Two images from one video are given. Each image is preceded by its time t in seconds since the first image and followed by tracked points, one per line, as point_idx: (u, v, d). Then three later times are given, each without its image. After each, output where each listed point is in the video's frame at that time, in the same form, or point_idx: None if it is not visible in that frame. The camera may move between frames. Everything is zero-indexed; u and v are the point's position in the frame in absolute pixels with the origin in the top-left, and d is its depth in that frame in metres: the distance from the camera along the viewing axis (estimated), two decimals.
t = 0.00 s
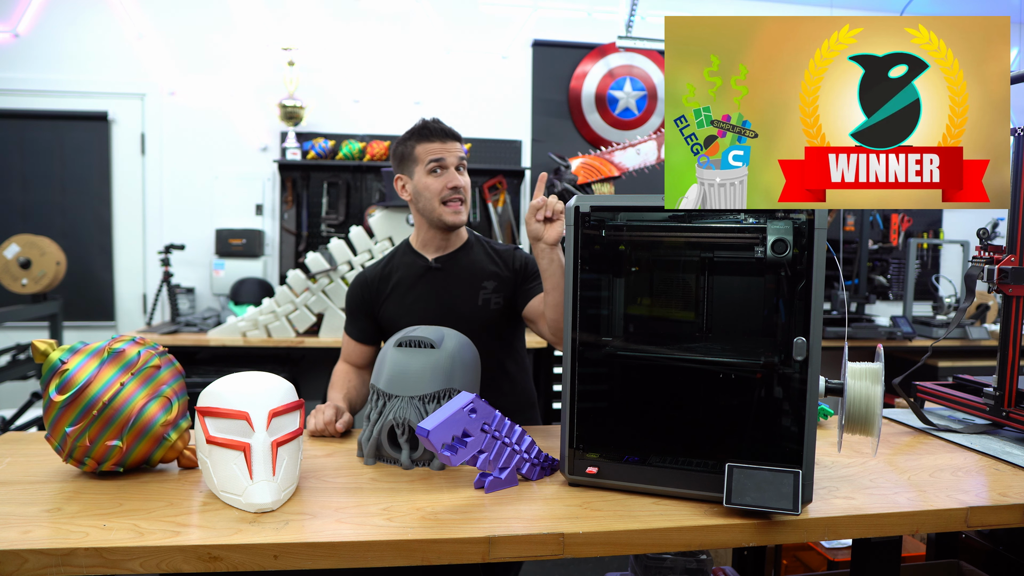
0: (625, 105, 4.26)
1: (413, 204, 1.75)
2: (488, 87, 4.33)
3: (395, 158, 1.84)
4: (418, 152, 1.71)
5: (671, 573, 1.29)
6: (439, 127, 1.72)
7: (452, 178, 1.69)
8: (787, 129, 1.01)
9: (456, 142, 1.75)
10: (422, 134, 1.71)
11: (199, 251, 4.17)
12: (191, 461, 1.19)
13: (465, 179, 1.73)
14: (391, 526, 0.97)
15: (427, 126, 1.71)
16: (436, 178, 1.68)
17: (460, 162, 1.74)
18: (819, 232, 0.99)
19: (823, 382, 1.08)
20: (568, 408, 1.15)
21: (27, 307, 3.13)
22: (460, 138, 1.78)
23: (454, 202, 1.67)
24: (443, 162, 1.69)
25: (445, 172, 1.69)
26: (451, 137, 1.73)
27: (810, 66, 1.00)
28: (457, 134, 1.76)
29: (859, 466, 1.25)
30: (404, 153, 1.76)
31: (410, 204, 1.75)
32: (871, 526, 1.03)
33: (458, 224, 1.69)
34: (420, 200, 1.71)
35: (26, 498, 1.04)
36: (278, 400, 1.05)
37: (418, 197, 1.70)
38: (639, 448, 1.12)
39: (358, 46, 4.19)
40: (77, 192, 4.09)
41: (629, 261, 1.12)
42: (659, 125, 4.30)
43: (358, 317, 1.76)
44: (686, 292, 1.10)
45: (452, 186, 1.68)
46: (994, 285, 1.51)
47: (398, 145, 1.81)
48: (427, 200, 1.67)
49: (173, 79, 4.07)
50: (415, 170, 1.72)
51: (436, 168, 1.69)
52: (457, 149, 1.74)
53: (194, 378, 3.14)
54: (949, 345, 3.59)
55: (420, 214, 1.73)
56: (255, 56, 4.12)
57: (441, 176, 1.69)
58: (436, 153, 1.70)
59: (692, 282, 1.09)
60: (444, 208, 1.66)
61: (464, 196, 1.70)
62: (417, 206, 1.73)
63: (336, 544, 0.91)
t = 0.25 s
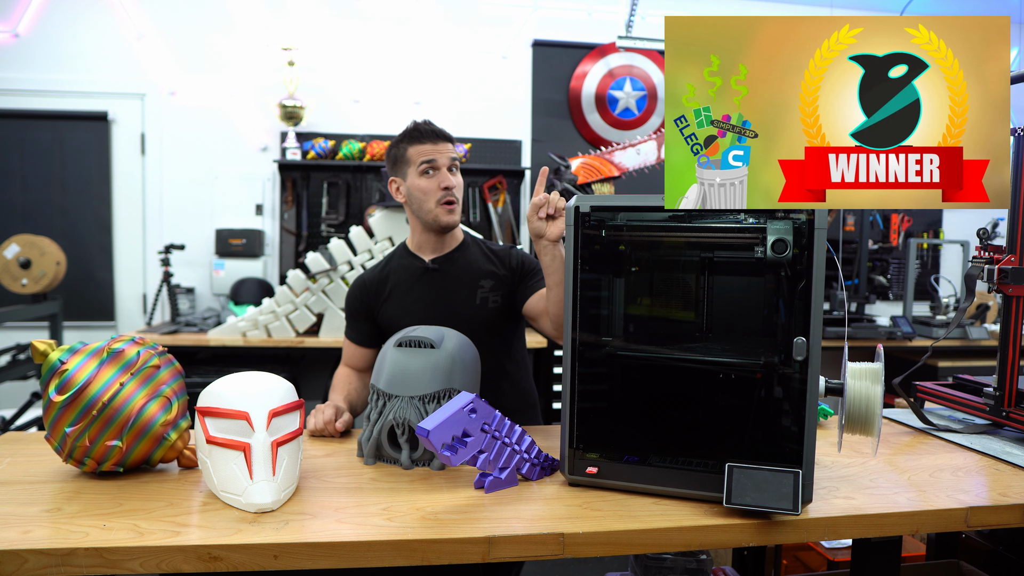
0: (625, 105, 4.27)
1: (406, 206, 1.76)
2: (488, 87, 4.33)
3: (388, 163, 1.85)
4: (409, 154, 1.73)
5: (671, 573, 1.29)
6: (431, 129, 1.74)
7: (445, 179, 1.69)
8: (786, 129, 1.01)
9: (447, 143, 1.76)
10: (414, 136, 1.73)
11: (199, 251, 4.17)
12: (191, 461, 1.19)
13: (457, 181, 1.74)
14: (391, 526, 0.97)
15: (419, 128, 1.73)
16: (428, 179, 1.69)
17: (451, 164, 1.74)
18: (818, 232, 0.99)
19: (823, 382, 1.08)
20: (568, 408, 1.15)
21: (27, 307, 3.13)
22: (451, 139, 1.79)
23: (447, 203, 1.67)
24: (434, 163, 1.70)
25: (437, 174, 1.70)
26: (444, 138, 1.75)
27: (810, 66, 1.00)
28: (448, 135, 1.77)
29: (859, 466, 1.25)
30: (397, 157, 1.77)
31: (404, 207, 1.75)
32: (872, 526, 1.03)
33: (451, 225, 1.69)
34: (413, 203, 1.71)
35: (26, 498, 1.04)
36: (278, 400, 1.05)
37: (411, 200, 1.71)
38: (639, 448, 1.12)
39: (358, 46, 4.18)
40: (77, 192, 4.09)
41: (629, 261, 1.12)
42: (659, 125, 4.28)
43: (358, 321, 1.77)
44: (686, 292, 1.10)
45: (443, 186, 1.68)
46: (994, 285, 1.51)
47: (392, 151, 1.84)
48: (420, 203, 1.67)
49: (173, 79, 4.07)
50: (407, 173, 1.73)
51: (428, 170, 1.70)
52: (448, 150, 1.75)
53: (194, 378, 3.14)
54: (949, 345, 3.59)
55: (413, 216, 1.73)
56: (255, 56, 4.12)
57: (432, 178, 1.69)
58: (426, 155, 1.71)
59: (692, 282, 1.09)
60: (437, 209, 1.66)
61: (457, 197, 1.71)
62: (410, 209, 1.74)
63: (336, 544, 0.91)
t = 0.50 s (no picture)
0: (625, 105, 4.28)
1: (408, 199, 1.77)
2: (488, 87, 4.32)
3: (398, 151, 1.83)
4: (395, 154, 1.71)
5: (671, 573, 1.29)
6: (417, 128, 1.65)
7: (419, 183, 1.66)
8: (786, 129, 1.01)
9: (433, 137, 1.66)
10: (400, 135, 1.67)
11: (199, 250, 4.17)
12: (191, 461, 1.19)
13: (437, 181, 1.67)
14: (391, 526, 0.97)
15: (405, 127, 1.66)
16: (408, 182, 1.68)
17: (435, 160, 1.67)
18: (819, 232, 0.99)
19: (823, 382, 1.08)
20: (568, 409, 1.15)
21: (27, 307, 3.14)
22: (440, 131, 1.68)
23: (423, 206, 1.66)
24: (410, 167, 1.66)
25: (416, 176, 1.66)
26: (431, 137, 1.66)
27: (810, 66, 1.00)
28: (434, 128, 1.67)
29: (859, 466, 1.25)
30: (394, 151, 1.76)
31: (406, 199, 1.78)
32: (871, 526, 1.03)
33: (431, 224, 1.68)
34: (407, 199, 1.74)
35: (26, 498, 1.04)
36: (279, 400, 1.05)
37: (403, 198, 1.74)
38: (639, 448, 1.12)
39: (358, 46, 4.18)
40: (77, 192, 4.09)
41: (629, 261, 1.12)
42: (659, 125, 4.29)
43: (363, 308, 1.79)
44: (686, 292, 1.10)
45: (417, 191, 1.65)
46: (994, 285, 1.51)
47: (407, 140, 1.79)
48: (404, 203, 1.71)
49: (173, 79, 4.07)
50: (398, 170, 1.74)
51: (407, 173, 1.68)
52: (433, 146, 1.66)
53: (194, 378, 3.13)
54: (949, 345, 3.59)
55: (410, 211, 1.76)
56: (255, 56, 4.11)
57: (410, 181, 1.68)
58: (406, 157, 1.67)
59: (692, 282, 1.09)
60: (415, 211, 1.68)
61: (434, 199, 1.66)
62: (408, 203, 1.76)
63: (336, 544, 0.91)
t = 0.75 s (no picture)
0: (625, 105, 4.30)
1: (401, 190, 1.70)
2: (488, 86, 4.32)
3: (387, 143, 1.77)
4: (410, 141, 1.64)
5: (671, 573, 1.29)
6: (438, 124, 1.67)
7: (441, 172, 1.61)
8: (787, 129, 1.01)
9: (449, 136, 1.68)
10: (419, 128, 1.65)
11: (199, 250, 4.16)
12: (191, 462, 1.19)
13: (456, 176, 1.66)
14: (391, 526, 0.97)
15: (426, 120, 1.66)
16: (424, 170, 1.61)
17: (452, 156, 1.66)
18: (819, 232, 0.98)
19: (823, 382, 1.08)
20: (568, 409, 1.14)
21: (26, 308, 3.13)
22: (454, 132, 1.70)
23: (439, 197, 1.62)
24: (434, 155, 1.61)
25: (436, 165, 1.62)
26: (447, 133, 1.68)
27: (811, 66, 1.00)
28: (451, 128, 1.69)
29: (859, 466, 1.24)
30: (398, 141, 1.70)
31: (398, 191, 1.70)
32: (872, 526, 1.02)
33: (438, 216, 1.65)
34: (407, 188, 1.65)
35: (25, 498, 1.04)
36: (279, 401, 1.05)
37: (405, 186, 1.65)
38: (639, 448, 1.12)
39: (358, 46, 4.19)
40: (76, 191, 4.09)
41: (629, 261, 1.12)
42: (659, 124, 4.37)
43: (339, 301, 1.68)
44: (686, 292, 1.10)
45: (439, 180, 1.61)
46: (994, 285, 1.51)
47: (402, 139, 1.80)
48: (413, 190, 1.62)
49: (173, 79, 4.07)
50: (404, 158, 1.66)
51: (426, 161, 1.61)
52: (450, 144, 1.67)
53: (194, 378, 3.13)
54: (949, 345, 3.59)
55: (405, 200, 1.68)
56: (255, 56, 4.11)
57: (429, 169, 1.61)
58: (427, 146, 1.62)
59: (692, 282, 1.09)
60: (428, 201, 1.62)
61: (452, 191, 1.64)
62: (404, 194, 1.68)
63: (336, 544, 0.91)
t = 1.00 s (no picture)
0: (625, 105, 4.30)
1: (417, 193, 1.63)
2: (488, 87, 4.31)
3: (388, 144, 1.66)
4: (439, 143, 1.61)
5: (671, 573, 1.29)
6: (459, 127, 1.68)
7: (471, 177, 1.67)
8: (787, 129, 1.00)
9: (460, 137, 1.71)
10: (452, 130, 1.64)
11: (198, 250, 4.16)
12: (190, 461, 1.19)
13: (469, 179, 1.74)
14: (391, 526, 0.97)
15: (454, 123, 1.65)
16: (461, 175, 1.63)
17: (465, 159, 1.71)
18: (819, 232, 0.98)
19: (824, 382, 1.08)
20: (569, 410, 1.14)
21: (26, 308, 3.13)
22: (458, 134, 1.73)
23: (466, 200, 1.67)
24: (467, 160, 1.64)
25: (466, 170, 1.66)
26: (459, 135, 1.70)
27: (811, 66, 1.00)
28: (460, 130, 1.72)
29: (860, 467, 1.24)
30: (412, 141, 1.61)
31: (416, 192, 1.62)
32: (872, 526, 1.02)
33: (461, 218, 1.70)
34: (438, 193, 1.62)
35: (25, 498, 1.04)
36: (278, 401, 1.05)
37: (433, 190, 1.61)
38: (639, 448, 1.12)
39: (358, 46, 4.18)
40: (76, 191, 4.09)
41: (629, 261, 1.11)
42: (659, 124, 4.36)
43: (351, 312, 1.56)
44: (687, 292, 1.10)
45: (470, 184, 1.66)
46: (994, 285, 1.51)
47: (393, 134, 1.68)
48: (449, 194, 1.62)
49: (172, 79, 4.07)
50: (431, 161, 1.60)
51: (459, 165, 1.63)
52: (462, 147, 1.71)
53: (194, 378, 3.13)
54: (950, 345, 3.59)
55: (428, 204, 1.64)
56: (255, 56, 4.11)
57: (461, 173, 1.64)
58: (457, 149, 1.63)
59: (692, 282, 1.09)
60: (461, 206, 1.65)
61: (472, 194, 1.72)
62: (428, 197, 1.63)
63: (336, 544, 0.91)
